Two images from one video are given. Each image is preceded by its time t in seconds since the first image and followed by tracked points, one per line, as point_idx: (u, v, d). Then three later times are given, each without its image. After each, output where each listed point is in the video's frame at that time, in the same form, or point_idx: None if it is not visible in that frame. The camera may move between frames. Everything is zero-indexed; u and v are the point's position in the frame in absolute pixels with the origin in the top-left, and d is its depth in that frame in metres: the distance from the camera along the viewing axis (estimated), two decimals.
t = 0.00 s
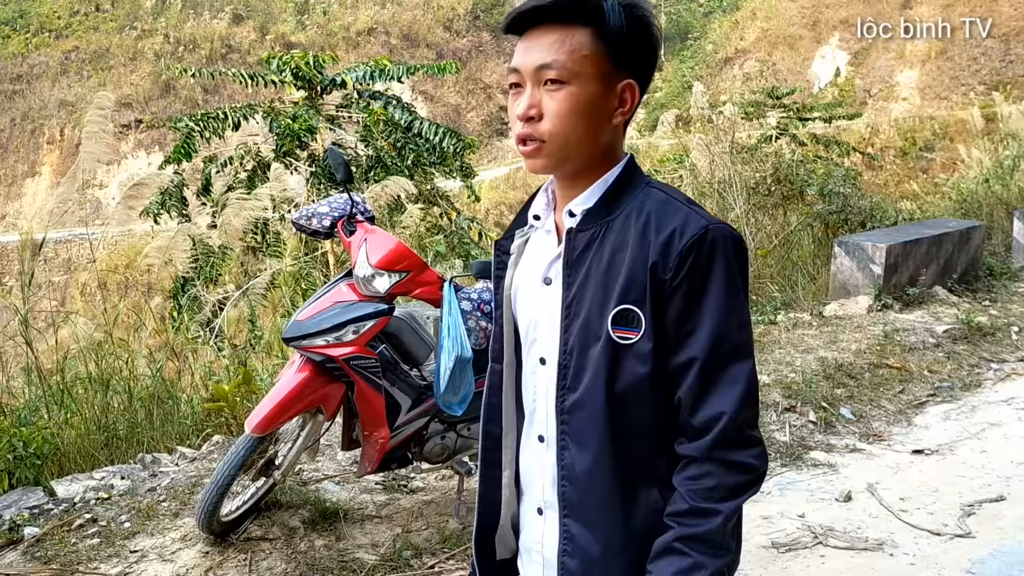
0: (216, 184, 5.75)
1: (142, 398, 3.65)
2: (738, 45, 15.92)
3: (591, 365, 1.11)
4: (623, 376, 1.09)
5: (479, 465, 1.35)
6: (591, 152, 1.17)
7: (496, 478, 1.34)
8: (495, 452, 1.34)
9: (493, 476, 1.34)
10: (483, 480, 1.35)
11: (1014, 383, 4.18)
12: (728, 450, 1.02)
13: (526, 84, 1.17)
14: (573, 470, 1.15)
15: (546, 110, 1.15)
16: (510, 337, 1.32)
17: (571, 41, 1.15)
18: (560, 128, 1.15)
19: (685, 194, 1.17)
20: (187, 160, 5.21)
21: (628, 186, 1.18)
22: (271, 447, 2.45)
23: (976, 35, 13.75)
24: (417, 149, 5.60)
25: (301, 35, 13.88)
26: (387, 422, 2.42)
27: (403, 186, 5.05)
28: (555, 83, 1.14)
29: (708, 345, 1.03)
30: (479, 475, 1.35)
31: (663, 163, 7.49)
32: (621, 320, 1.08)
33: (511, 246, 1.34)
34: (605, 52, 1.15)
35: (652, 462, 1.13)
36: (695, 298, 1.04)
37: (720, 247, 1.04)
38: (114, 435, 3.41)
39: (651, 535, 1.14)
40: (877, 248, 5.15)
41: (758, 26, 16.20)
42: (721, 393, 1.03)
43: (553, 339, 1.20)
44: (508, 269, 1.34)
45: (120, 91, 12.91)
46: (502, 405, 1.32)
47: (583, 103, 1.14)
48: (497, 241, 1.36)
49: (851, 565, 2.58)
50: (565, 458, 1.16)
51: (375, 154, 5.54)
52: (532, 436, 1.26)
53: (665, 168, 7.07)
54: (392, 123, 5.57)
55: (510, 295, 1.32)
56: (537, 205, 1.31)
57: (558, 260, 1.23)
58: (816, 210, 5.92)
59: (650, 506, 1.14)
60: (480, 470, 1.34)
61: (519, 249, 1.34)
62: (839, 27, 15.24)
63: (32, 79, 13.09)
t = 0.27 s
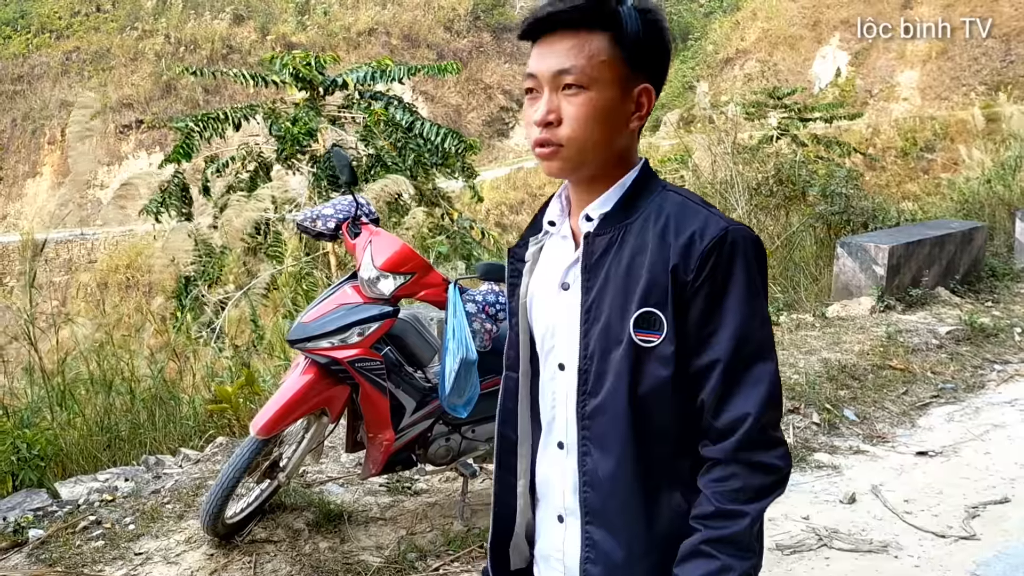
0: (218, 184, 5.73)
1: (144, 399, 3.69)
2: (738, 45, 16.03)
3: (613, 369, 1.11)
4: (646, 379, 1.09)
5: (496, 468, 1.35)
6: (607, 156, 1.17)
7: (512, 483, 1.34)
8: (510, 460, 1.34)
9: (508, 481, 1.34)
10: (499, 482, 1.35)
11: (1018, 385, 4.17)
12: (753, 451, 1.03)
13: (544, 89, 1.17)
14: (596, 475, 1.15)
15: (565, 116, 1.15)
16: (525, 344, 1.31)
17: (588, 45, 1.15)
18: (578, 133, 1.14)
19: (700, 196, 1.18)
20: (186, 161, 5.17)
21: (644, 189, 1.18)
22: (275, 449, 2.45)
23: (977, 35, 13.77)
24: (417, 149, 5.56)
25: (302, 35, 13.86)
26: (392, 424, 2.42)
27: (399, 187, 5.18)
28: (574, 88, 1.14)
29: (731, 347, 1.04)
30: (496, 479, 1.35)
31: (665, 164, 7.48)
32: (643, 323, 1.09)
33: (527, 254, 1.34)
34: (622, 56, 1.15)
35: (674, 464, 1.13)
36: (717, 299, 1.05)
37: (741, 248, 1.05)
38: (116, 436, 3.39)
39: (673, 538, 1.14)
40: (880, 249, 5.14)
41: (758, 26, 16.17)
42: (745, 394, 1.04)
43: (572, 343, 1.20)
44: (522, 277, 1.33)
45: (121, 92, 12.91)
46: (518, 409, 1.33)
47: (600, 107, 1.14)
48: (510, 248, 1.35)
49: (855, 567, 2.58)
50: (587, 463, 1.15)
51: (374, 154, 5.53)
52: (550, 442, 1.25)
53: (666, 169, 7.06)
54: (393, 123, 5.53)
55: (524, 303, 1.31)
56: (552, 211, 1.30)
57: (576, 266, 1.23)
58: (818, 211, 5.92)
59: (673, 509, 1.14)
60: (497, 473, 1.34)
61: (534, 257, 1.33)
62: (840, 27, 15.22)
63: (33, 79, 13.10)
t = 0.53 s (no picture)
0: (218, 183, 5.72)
1: (145, 398, 3.67)
2: (738, 46, 15.77)
3: (632, 369, 1.09)
4: (667, 379, 1.07)
5: (512, 484, 1.32)
6: (614, 153, 1.16)
7: (529, 494, 1.32)
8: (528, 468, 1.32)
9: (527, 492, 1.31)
10: (516, 497, 1.32)
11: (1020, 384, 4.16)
12: (780, 448, 1.01)
13: (549, 86, 1.16)
14: (619, 479, 1.13)
15: (570, 112, 1.14)
16: (540, 348, 1.30)
17: (593, 41, 1.14)
18: (583, 129, 1.13)
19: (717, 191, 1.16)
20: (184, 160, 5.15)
21: (660, 186, 1.17)
22: (277, 449, 2.45)
23: (977, 35, 13.77)
24: (416, 148, 5.59)
25: (302, 35, 13.85)
26: (394, 424, 2.42)
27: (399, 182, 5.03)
28: (578, 84, 1.14)
29: (753, 343, 1.01)
30: (512, 493, 1.32)
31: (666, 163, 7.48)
32: (661, 321, 1.07)
33: (538, 258, 1.33)
34: (628, 52, 1.14)
35: (697, 464, 1.11)
36: (736, 296, 1.03)
37: (760, 241, 1.02)
38: (118, 436, 3.39)
39: (701, 541, 1.11)
40: (881, 249, 5.14)
41: (759, 25, 16.15)
42: (769, 390, 1.01)
43: (589, 344, 1.19)
44: (535, 280, 1.32)
45: (122, 92, 12.92)
46: (531, 419, 1.32)
47: (606, 104, 1.13)
48: (522, 253, 1.34)
49: (859, 567, 2.58)
50: (609, 466, 1.14)
51: (373, 153, 5.57)
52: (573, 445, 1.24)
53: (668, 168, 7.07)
54: (393, 122, 5.54)
55: (539, 306, 1.30)
56: (563, 213, 1.30)
57: (589, 267, 1.22)
58: (818, 210, 5.96)
59: (699, 510, 1.11)
60: (513, 487, 1.32)
61: (547, 261, 1.32)
62: (840, 26, 15.22)
63: (33, 78, 13.07)
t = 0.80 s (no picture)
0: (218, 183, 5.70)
1: (146, 398, 3.67)
2: (738, 45, 15.69)
3: (642, 380, 1.09)
4: (677, 392, 1.07)
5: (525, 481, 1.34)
6: (641, 153, 1.15)
7: (541, 494, 1.34)
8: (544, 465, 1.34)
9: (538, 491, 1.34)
10: (528, 497, 1.35)
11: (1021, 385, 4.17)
12: (788, 472, 1.00)
13: (575, 82, 1.16)
14: (626, 490, 1.13)
15: (594, 110, 1.14)
16: (559, 347, 1.31)
17: (621, 38, 1.14)
18: (607, 128, 1.13)
19: (741, 200, 1.14)
20: (183, 159, 5.14)
21: (681, 192, 1.16)
22: (279, 449, 2.45)
23: (977, 35, 13.77)
24: (416, 148, 5.54)
25: (303, 35, 13.83)
26: (396, 424, 2.42)
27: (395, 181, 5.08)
28: (604, 81, 1.13)
29: (765, 361, 1.01)
30: (525, 491, 1.35)
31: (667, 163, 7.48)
32: (673, 334, 1.06)
33: (564, 256, 1.33)
34: (656, 49, 1.13)
35: (708, 481, 1.11)
36: (751, 311, 1.02)
37: (778, 256, 1.01)
38: (119, 436, 3.39)
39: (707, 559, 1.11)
40: (882, 249, 5.13)
41: (760, 25, 16.13)
42: (780, 411, 1.00)
43: (603, 350, 1.19)
44: (560, 278, 1.33)
45: (123, 92, 12.92)
46: (550, 418, 1.33)
47: (631, 102, 1.12)
48: (548, 250, 1.35)
49: (860, 568, 2.58)
50: (617, 475, 1.14)
51: (373, 153, 5.56)
52: (583, 451, 1.25)
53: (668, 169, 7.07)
54: (393, 122, 5.55)
55: (561, 307, 1.31)
56: (589, 212, 1.30)
57: (609, 269, 1.22)
58: (819, 211, 5.97)
59: (706, 528, 1.11)
60: (526, 486, 1.34)
61: (571, 259, 1.33)
62: (841, 27, 15.21)
63: (34, 78, 13.03)
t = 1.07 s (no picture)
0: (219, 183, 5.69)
1: (146, 399, 3.67)
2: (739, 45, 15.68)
3: (678, 391, 1.09)
4: (715, 407, 1.07)
5: (546, 480, 1.37)
6: (681, 158, 1.15)
7: (561, 497, 1.36)
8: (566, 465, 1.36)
9: (559, 494, 1.36)
10: (548, 499, 1.37)
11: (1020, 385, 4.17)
12: (822, 500, 1.00)
13: (611, 84, 1.15)
14: (648, 501, 1.14)
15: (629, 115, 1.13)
16: (588, 348, 1.33)
17: (659, 38, 1.12)
18: (642, 135, 1.13)
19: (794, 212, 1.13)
20: (182, 157, 5.13)
21: (732, 199, 1.15)
22: (279, 449, 2.45)
23: (977, 35, 13.77)
24: (415, 149, 5.56)
25: (303, 35, 13.83)
26: (396, 424, 2.42)
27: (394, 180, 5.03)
28: (638, 85, 1.13)
29: (812, 383, 1.00)
30: (545, 491, 1.37)
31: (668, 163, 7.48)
32: (715, 347, 1.06)
33: (598, 252, 1.36)
34: (695, 48, 1.11)
35: (736, 500, 1.12)
36: (802, 329, 1.01)
37: (834, 276, 1.00)
38: (118, 436, 3.40)
39: None
40: (882, 249, 5.13)
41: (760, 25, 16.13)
42: (822, 435, 1.00)
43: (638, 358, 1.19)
44: (592, 275, 1.36)
45: (123, 93, 12.92)
46: (574, 417, 1.34)
47: (669, 106, 1.11)
48: (583, 244, 1.38)
49: (859, 568, 2.60)
50: (640, 487, 1.15)
51: (373, 153, 5.55)
52: (607, 457, 1.27)
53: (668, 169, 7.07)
54: (392, 123, 5.56)
55: (591, 305, 1.34)
56: (629, 211, 1.30)
57: (648, 274, 1.21)
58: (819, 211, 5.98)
59: (730, 546, 1.12)
60: (547, 486, 1.37)
61: (606, 257, 1.36)
62: (841, 27, 15.21)
63: (34, 79, 13.01)
